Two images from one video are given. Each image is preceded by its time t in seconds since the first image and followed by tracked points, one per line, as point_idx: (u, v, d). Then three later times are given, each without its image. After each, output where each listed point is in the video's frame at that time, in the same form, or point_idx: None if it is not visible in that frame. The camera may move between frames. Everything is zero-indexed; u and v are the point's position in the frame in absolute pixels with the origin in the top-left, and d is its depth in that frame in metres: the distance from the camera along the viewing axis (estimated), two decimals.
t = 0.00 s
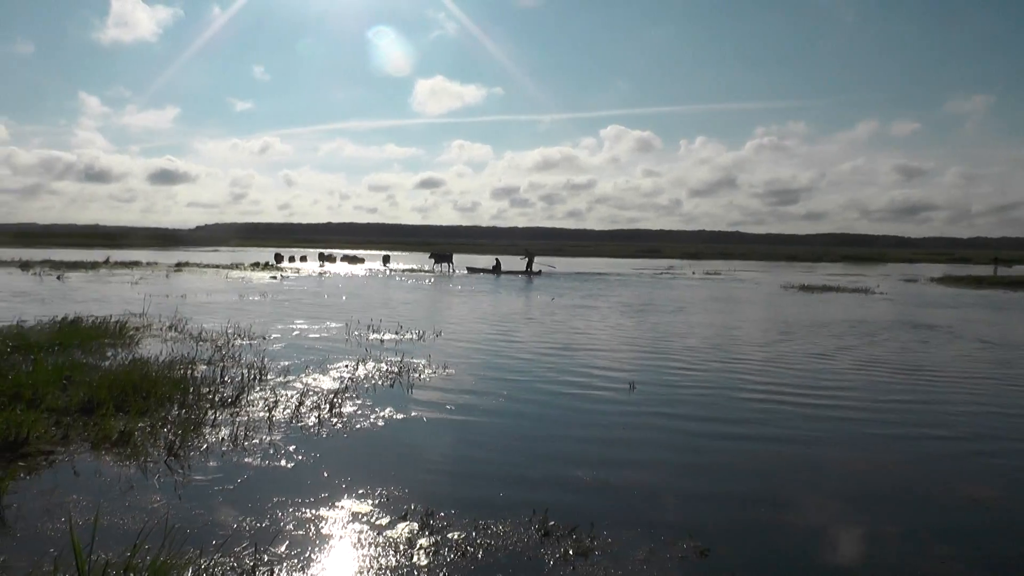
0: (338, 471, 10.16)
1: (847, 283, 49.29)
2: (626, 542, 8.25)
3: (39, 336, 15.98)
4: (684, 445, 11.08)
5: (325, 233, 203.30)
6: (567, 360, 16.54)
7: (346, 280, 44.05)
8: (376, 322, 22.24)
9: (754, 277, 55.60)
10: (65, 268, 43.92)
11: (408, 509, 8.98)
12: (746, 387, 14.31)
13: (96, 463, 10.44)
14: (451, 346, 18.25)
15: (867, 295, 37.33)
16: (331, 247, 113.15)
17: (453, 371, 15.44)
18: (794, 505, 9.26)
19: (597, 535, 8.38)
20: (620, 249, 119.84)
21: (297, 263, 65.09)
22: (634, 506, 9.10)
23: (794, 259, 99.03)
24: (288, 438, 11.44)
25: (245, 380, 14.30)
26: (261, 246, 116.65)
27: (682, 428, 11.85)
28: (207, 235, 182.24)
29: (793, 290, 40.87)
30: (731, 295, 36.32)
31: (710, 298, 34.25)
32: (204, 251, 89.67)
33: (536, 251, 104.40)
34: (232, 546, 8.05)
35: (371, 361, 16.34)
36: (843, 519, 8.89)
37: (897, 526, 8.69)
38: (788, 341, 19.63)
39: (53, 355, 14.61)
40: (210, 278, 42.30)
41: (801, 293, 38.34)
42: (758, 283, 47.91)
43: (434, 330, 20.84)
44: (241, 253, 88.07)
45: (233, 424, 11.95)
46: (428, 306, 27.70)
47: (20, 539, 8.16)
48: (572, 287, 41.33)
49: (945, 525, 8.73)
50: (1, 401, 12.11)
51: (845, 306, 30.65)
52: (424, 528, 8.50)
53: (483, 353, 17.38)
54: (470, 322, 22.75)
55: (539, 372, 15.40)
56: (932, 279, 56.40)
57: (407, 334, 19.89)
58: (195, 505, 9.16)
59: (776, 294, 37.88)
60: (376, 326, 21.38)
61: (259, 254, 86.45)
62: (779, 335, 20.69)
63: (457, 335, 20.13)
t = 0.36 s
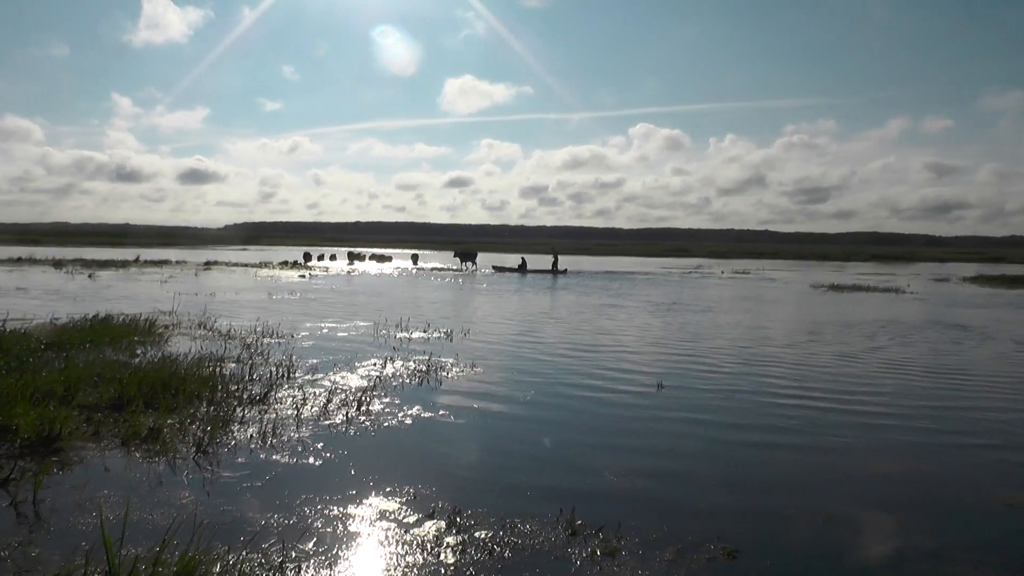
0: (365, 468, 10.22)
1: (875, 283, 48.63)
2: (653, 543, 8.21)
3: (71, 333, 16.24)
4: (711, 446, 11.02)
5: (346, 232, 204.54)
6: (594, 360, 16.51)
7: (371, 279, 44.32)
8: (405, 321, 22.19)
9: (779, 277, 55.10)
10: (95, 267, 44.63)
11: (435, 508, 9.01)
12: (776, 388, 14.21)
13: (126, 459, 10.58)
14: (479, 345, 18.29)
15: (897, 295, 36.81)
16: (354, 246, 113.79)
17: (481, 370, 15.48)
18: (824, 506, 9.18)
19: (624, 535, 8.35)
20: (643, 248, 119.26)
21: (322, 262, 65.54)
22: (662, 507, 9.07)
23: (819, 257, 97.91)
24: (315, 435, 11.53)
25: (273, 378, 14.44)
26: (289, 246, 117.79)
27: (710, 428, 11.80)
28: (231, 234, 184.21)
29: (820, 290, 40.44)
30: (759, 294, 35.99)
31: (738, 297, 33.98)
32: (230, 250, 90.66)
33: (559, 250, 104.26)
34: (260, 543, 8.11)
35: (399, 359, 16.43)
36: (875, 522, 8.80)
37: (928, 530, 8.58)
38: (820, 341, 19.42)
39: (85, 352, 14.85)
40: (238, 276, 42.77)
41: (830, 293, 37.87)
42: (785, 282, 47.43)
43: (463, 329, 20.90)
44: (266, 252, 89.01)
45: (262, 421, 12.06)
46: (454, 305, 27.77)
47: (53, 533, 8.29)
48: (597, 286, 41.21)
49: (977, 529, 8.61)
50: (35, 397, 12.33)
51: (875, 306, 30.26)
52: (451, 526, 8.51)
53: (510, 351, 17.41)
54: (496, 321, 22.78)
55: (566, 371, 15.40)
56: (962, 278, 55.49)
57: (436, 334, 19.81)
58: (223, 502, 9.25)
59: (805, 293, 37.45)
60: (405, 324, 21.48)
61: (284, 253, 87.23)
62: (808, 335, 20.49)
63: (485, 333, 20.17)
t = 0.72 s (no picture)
0: (386, 473, 10.24)
1: (898, 285, 48.10)
2: (674, 548, 8.16)
3: (95, 337, 16.44)
4: (732, 452, 10.95)
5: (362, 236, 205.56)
6: (616, 364, 16.47)
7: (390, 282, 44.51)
8: (426, 325, 22.25)
9: (798, 280, 54.60)
10: (119, 271, 45.18)
11: (456, 512, 9.00)
12: (799, 394, 14.09)
13: (148, 461, 10.67)
14: (501, 349, 18.29)
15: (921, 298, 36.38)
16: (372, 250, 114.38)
17: (502, 374, 15.49)
18: (847, 513, 9.10)
19: (645, 540, 8.30)
20: (660, 251, 118.68)
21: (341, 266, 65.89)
22: (683, 513, 9.01)
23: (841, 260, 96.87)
24: (337, 439, 11.57)
25: (295, 381, 14.54)
26: (307, 249, 118.65)
27: (731, 434, 11.73)
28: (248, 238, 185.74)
29: (842, 293, 40.09)
30: (782, 298, 35.66)
31: (760, 301, 33.70)
32: (250, 254, 91.62)
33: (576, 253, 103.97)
34: (281, 546, 8.14)
35: (420, 363, 16.48)
36: (899, 529, 8.70)
37: (953, 538, 8.48)
38: (845, 346, 19.21)
39: (108, 355, 15.02)
40: (259, 279, 43.12)
41: (854, 296, 37.48)
42: (806, 286, 47.00)
43: (484, 333, 20.92)
44: (286, 255, 89.78)
45: (283, 425, 12.13)
46: (474, 309, 27.81)
47: (77, 534, 8.38)
48: (617, 290, 41.08)
49: (1004, 538, 8.49)
50: (59, 399, 12.48)
51: (898, 309, 29.93)
52: (472, 530, 8.50)
53: (531, 356, 17.41)
54: (517, 325, 22.80)
55: (588, 375, 15.37)
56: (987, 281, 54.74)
57: (457, 338, 19.83)
58: (244, 504, 9.30)
59: (828, 296, 37.05)
60: (425, 328, 21.54)
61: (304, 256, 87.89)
62: (831, 339, 20.32)
63: (506, 337, 20.18)
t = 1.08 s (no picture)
0: (407, 478, 10.25)
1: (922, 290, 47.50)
2: (696, 554, 8.10)
3: (118, 342, 16.62)
4: (754, 458, 10.88)
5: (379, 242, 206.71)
6: (637, 370, 16.42)
7: (409, 288, 44.66)
8: (447, 331, 22.31)
9: (824, 284, 53.97)
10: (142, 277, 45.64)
11: (478, 517, 8.99)
12: (823, 400, 13.97)
13: (171, 466, 10.75)
14: (522, 354, 18.27)
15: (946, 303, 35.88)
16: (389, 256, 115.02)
17: (524, 380, 15.49)
18: (873, 519, 9.00)
19: (667, 546, 8.25)
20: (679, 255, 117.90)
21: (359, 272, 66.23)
22: (705, 518, 8.96)
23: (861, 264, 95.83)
24: (359, 444, 11.61)
25: (317, 387, 14.63)
26: (326, 255, 119.56)
27: (753, 440, 11.65)
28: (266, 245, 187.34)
29: (865, 297, 39.65)
30: (804, 302, 35.35)
31: (782, 306, 33.41)
32: (269, 260, 92.50)
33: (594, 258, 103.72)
34: (303, 550, 8.17)
35: (442, 368, 16.51)
36: (926, 535, 8.58)
37: (980, 544, 8.35)
38: (870, 351, 18.99)
39: (131, 361, 15.17)
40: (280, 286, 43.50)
41: (878, 301, 37.07)
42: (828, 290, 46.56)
43: (505, 338, 20.93)
44: (305, 261, 90.54)
45: (305, 430, 12.19)
46: (493, 314, 27.81)
47: (100, 538, 8.45)
48: (637, 295, 40.94)
49: None
50: (83, 404, 12.62)
51: (923, 314, 29.55)
52: (494, 536, 8.48)
53: (553, 361, 17.40)
54: (537, 330, 22.80)
55: (609, 381, 15.34)
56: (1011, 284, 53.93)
57: (479, 344, 19.86)
58: (266, 509, 9.34)
59: (851, 301, 36.63)
60: (446, 333, 21.59)
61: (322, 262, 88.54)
62: (855, 344, 20.12)
63: (528, 343, 20.18)
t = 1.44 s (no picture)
0: (428, 483, 10.27)
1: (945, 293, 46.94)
2: (718, 560, 8.04)
3: (140, 348, 16.81)
4: (776, 465, 10.80)
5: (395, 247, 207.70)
6: (659, 375, 16.36)
7: (427, 293, 44.79)
8: (468, 336, 22.36)
9: (845, 288, 53.50)
10: (164, 284, 45.93)
11: (499, 522, 8.98)
12: (846, 406, 13.84)
13: (192, 470, 10.84)
14: (543, 360, 18.27)
15: (971, 307, 35.41)
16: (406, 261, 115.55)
17: (545, 385, 15.48)
18: (897, 527, 8.90)
19: (689, 552, 8.20)
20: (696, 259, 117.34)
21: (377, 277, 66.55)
22: (728, 524, 8.89)
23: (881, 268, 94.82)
24: (380, 449, 11.64)
25: (338, 392, 14.70)
26: (343, 260, 120.24)
27: (775, 447, 11.56)
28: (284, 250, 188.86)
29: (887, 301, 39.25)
30: (826, 307, 34.97)
31: (802, 310, 33.13)
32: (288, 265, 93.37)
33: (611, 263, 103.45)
34: (324, 555, 8.20)
35: (463, 374, 16.54)
36: (952, 543, 8.47)
37: (1009, 553, 8.23)
38: (894, 357, 18.78)
39: (153, 366, 15.32)
40: (301, 291, 43.85)
41: (901, 305, 36.67)
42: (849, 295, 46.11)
43: (525, 343, 20.92)
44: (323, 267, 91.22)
45: (326, 435, 12.25)
46: (512, 319, 27.82)
47: (122, 542, 8.53)
48: (656, 299, 40.83)
49: None
50: (106, 409, 12.76)
51: (947, 318, 29.18)
52: (515, 541, 8.47)
53: (574, 366, 17.38)
54: (558, 335, 22.79)
55: (630, 386, 15.29)
56: None
57: (499, 349, 19.88)
58: (287, 514, 9.38)
59: (873, 306, 36.25)
60: (466, 338, 21.63)
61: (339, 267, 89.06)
62: (880, 350, 19.91)
63: (549, 348, 20.18)
